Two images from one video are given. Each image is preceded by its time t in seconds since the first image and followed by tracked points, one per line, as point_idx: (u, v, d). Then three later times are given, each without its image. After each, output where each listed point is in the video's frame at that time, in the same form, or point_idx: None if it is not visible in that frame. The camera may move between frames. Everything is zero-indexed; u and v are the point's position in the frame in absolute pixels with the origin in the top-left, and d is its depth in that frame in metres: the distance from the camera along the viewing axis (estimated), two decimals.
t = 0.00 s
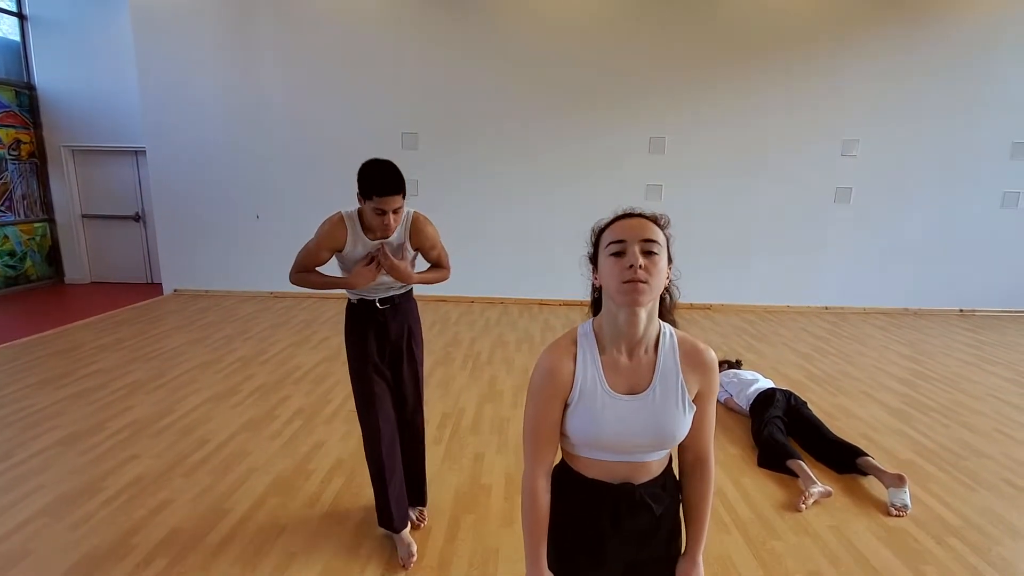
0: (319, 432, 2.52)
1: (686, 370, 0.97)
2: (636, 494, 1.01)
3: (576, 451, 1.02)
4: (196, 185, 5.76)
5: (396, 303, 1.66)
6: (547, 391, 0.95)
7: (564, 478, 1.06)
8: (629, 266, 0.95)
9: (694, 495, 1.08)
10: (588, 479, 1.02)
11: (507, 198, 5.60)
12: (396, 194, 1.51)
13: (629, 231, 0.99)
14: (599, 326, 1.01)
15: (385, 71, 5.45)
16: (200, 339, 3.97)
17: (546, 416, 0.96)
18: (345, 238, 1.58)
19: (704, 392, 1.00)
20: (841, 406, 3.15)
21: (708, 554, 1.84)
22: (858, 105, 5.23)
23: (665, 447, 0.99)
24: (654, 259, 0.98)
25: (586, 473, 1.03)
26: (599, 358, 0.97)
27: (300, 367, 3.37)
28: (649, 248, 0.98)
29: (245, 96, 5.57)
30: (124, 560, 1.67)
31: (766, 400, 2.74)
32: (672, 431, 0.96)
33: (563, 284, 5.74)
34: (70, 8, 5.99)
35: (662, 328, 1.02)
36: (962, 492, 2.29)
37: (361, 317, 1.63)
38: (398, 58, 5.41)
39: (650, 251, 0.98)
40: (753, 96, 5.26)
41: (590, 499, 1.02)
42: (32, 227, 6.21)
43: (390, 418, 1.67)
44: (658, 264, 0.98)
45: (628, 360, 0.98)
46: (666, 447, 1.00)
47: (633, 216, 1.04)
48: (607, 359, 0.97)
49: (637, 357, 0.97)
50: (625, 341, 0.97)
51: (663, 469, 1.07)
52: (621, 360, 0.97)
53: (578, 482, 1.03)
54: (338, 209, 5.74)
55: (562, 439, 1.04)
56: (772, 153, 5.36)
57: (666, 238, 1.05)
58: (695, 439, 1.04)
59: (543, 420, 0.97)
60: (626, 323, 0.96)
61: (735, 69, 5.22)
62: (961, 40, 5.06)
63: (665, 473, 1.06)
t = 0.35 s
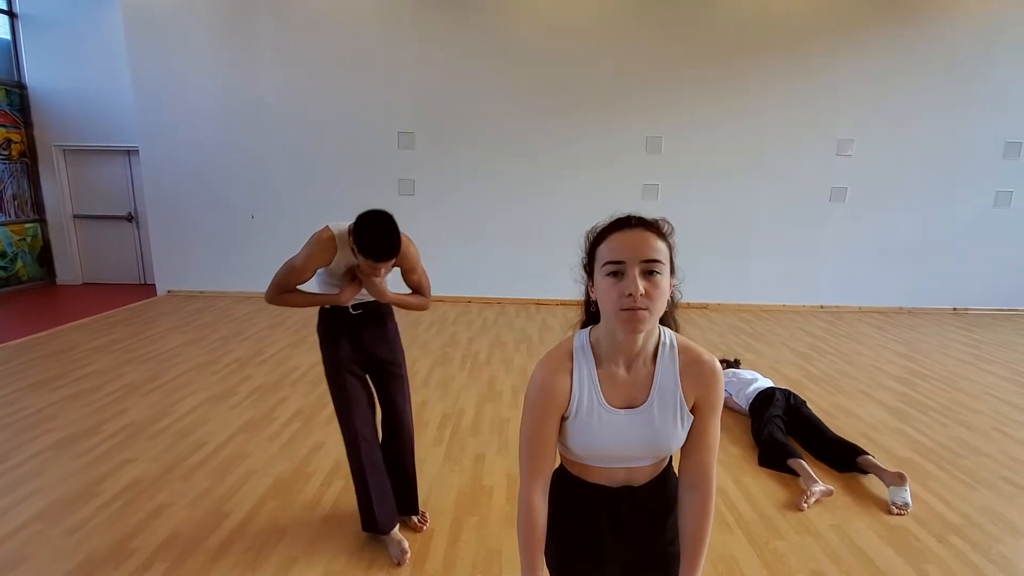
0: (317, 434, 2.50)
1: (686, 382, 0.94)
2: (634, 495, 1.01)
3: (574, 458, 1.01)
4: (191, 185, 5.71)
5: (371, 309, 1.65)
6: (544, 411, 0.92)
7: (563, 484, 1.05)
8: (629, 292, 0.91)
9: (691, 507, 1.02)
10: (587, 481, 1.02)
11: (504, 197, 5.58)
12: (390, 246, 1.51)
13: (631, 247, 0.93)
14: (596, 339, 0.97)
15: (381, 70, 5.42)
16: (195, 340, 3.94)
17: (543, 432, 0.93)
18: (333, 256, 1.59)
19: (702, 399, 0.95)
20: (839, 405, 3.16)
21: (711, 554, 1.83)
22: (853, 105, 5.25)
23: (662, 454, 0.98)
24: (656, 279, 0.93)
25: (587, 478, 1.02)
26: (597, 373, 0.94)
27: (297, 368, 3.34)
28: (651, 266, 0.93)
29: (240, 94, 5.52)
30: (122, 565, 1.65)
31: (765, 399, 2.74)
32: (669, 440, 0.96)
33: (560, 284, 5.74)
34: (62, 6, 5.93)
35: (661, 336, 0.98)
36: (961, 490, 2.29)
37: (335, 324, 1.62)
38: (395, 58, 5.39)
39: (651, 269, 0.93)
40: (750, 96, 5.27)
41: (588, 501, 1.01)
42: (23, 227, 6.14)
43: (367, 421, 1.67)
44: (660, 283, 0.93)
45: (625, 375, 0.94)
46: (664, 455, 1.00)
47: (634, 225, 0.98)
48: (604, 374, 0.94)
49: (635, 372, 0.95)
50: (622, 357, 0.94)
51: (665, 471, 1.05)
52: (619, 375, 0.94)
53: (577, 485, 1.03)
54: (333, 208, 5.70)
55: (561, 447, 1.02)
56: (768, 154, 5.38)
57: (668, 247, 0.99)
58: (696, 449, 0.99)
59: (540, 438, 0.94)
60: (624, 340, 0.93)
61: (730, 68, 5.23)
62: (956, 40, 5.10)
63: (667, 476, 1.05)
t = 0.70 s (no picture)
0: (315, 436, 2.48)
1: (701, 372, 0.93)
2: (653, 481, 1.01)
3: (593, 448, 1.00)
4: (184, 184, 5.66)
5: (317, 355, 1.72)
6: (562, 410, 0.90)
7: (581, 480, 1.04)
8: (644, 302, 0.88)
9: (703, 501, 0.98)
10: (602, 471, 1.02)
11: (501, 196, 5.57)
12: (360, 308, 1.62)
13: (645, 255, 0.90)
14: (609, 333, 0.96)
15: (376, 69, 5.40)
16: (189, 342, 3.90)
17: (563, 431, 0.91)
18: (297, 302, 1.62)
19: (714, 387, 0.93)
20: (836, 403, 3.17)
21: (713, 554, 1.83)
22: (847, 105, 5.28)
23: (679, 439, 0.98)
24: (671, 285, 0.91)
25: (606, 468, 1.02)
26: (612, 367, 0.92)
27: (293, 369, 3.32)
28: (667, 273, 0.91)
29: (234, 93, 5.48)
30: (119, 569, 1.62)
31: (763, 400, 2.72)
32: (685, 426, 0.95)
33: (556, 285, 5.74)
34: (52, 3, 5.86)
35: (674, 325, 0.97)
36: (959, 488, 2.31)
37: (281, 368, 1.67)
38: (390, 57, 5.37)
39: (667, 275, 0.91)
40: (745, 96, 5.29)
41: (608, 491, 1.01)
42: (12, 228, 6.06)
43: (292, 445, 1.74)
44: (675, 289, 0.91)
45: (640, 369, 0.93)
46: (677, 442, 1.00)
47: (648, 224, 0.94)
48: (620, 369, 0.93)
49: (650, 366, 0.94)
50: (637, 352, 0.93)
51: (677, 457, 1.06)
52: (634, 369, 0.93)
53: (596, 477, 1.02)
54: (328, 207, 5.66)
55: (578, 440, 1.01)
56: (763, 154, 5.40)
57: (683, 248, 0.96)
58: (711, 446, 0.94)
59: (559, 437, 0.91)
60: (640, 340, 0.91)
61: (724, 69, 5.25)
62: (947, 42, 5.14)
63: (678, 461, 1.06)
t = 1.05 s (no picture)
0: (309, 438, 2.44)
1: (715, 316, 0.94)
2: (681, 442, 0.98)
3: (618, 408, 0.95)
4: (173, 184, 5.58)
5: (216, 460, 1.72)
6: (593, 358, 0.87)
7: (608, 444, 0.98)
8: (664, 257, 0.87)
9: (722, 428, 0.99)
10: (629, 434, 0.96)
11: (494, 195, 5.54)
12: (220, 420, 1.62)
13: (663, 214, 0.89)
14: (627, 291, 0.95)
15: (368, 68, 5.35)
16: (178, 343, 3.84)
17: (594, 379, 0.87)
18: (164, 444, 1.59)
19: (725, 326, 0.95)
20: (832, 401, 3.17)
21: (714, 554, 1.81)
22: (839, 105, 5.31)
23: (701, 387, 0.97)
24: (688, 240, 0.90)
25: (635, 430, 0.97)
26: (636, 317, 0.90)
27: (285, 370, 3.28)
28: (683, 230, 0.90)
29: (223, 91, 5.41)
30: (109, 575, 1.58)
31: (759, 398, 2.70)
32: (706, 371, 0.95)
33: (550, 284, 5.73)
34: None
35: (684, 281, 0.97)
36: (955, 484, 2.31)
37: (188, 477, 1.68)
38: (382, 55, 5.32)
39: (683, 233, 0.90)
40: (737, 95, 5.30)
41: (637, 453, 0.97)
42: None
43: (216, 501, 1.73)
44: (691, 246, 0.90)
45: (659, 319, 0.93)
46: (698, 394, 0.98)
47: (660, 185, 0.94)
48: (643, 321, 0.91)
49: (669, 317, 0.93)
50: (657, 302, 0.92)
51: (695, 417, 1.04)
52: (655, 319, 0.92)
53: (625, 441, 0.97)
54: (320, 207, 5.61)
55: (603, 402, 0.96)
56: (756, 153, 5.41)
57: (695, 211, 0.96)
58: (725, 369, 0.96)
59: (590, 386, 0.87)
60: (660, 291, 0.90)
61: (718, 68, 5.26)
62: (936, 43, 5.18)
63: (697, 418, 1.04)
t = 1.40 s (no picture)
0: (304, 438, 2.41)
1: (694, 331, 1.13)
2: (695, 420, 1.01)
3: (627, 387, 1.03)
4: (162, 182, 5.50)
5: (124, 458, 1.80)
6: (601, 340, 1.03)
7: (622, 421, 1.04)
8: (658, 295, 1.02)
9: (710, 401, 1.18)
10: (636, 412, 1.02)
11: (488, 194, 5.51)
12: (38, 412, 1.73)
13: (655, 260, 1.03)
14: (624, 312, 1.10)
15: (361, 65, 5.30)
16: (168, 343, 3.79)
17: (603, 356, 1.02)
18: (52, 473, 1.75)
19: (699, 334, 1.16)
20: (828, 398, 3.17)
21: (715, 552, 1.80)
22: (832, 103, 5.32)
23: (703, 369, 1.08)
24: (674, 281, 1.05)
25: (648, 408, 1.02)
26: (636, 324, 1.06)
27: (278, 369, 3.23)
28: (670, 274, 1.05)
29: (214, 88, 5.34)
30: None
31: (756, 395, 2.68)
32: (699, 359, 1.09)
33: (545, 283, 5.70)
34: None
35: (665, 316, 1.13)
36: (953, 480, 2.31)
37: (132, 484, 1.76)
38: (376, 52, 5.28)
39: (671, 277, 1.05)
40: (732, 94, 5.31)
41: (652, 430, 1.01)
42: None
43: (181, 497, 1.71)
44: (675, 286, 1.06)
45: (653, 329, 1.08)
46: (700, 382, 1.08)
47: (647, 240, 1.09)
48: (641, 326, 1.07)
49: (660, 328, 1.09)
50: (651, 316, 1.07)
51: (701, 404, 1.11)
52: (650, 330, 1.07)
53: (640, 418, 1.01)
54: (312, 205, 5.54)
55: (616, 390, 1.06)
56: (750, 151, 5.42)
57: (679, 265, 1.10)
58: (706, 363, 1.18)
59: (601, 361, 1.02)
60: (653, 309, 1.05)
61: (712, 67, 5.27)
62: (925, 43, 5.21)
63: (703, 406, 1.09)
